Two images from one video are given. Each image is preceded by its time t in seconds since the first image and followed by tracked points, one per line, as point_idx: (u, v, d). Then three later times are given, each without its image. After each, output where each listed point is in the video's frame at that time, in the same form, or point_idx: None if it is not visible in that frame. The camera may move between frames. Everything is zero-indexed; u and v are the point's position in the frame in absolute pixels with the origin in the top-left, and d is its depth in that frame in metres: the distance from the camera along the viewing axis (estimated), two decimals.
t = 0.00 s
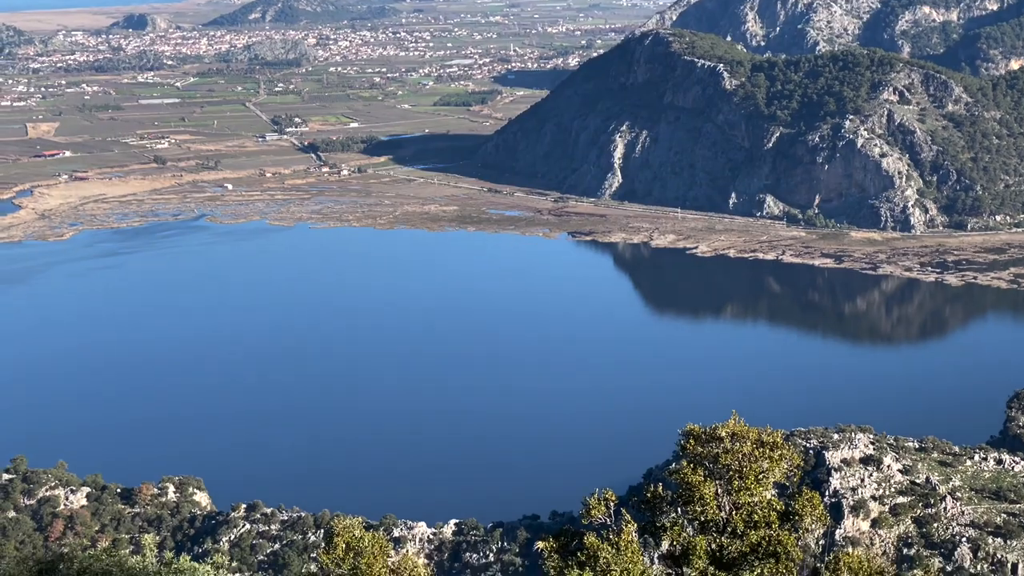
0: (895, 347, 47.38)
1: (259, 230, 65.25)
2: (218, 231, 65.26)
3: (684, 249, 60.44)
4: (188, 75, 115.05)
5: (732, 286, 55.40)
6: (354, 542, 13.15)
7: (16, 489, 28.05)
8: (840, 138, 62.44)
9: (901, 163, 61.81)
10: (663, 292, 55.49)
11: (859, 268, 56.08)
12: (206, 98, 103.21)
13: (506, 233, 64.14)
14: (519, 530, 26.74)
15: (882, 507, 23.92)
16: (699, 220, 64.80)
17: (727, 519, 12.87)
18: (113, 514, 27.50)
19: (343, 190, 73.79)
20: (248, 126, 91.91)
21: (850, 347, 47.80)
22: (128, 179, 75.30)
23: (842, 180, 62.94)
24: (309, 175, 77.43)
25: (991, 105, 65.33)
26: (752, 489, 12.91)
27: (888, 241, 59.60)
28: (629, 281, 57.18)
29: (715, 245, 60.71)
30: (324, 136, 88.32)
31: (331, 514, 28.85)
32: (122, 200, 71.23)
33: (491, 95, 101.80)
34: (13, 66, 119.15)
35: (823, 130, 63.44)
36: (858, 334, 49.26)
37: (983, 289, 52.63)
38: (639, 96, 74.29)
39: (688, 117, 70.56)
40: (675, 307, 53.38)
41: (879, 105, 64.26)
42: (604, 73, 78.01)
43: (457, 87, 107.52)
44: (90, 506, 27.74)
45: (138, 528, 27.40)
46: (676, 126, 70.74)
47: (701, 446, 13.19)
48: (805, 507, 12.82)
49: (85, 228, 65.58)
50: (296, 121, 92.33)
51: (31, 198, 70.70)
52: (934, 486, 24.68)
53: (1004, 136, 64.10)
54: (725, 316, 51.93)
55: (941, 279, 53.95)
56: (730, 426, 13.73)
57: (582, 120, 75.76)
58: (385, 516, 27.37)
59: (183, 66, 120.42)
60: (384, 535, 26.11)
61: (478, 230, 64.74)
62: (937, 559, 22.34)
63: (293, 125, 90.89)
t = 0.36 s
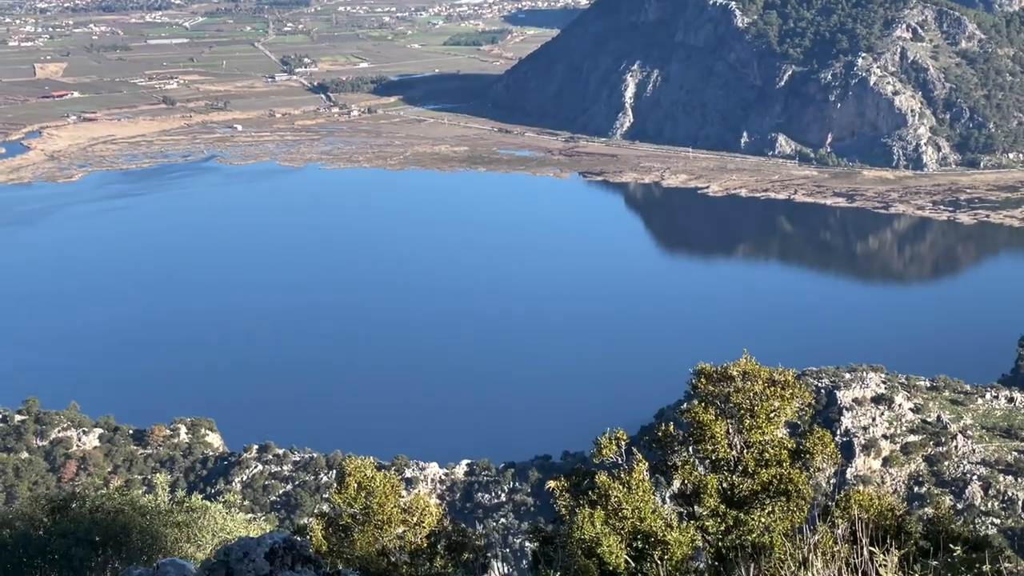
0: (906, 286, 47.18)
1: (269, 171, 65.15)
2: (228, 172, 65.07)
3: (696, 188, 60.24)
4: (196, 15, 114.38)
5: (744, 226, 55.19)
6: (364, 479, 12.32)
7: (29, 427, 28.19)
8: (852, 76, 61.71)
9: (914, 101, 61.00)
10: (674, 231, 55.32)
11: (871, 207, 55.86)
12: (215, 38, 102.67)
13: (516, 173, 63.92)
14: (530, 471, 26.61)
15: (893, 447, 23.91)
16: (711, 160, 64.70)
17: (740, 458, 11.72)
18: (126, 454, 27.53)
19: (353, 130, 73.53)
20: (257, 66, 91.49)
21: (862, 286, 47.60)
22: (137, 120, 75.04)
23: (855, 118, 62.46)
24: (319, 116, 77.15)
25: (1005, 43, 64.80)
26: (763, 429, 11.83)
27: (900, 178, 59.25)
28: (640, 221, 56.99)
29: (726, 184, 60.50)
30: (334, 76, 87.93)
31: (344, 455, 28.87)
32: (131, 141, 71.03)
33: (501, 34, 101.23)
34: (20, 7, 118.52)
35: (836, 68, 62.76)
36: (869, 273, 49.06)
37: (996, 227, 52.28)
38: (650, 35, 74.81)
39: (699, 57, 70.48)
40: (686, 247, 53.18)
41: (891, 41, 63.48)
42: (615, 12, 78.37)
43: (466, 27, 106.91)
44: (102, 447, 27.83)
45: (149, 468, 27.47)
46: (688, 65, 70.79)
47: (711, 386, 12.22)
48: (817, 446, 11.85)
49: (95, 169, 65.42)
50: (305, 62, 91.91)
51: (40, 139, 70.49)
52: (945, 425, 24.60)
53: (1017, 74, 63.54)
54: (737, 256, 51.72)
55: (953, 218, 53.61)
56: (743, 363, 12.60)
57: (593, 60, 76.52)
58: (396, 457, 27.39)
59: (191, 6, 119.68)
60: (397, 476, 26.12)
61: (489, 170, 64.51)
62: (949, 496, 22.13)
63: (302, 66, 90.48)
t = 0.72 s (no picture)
0: (905, 260, 47.40)
1: (268, 147, 65.26)
2: (228, 148, 65.15)
3: (695, 163, 60.37)
4: None
5: (743, 201, 55.35)
6: (366, 454, 12.47)
7: (31, 408, 28.20)
8: (850, 52, 61.74)
9: (912, 76, 60.97)
10: (673, 206, 55.55)
11: (870, 182, 56.00)
12: (214, 14, 102.65)
13: (516, 148, 64.04)
14: (530, 445, 26.83)
15: (892, 421, 24.15)
16: (711, 135, 64.89)
17: (739, 434, 11.62)
18: (127, 431, 27.73)
19: (353, 106, 73.60)
20: (256, 42, 91.56)
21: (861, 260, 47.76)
22: (136, 96, 75.11)
23: (854, 93, 62.55)
24: (319, 92, 77.24)
25: (1003, 18, 64.63)
26: (761, 406, 11.80)
27: (898, 154, 59.40)
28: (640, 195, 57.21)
29: (726, 159, 60.65)
30: (333, 52, 88.04)
31: (344, 430, 29.12)
32: (131, 117, 71.11)
33: (500, 10, 101.28)
34: None
35: (834, 43, 62.73)
36: (867, 247, 49.28)
37: (995, 203, 52.42)
38: (649, 12, 75.08)
39: (698, 32, 70.61)
40: (686, 222, 53.32)
41: (890, 17, 63.41)
42: None
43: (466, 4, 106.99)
44: (103, 426, 27.94)
45: (154, 449, 27.54)
46: (687, 40, 70.89)
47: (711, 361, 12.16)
48: (816, 421, 11.83)
49: (95, 145, 65.52)
50: (304, 37, 91.96)
51: (40, 115, 70.54)
52: (943, 399, 24.82)
53: (1016, 49, 63.51)
54: (736, 231, 51.89)
55: (952, 193, 53.75)
56: (743, 340, 12.62)
57: (593, 36, 76.74)
58: (396, 432, 27.66)
59: None
60: (397, 451, 26.40)
61: (489, 146, 64.61)
62: (946, 472, 22.31)
63: (301, 42, 90.52)
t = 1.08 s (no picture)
0: (901, 263, 47.37)
1: (265, 148, 65.32)
2: (225, 149, 65.13)
3: (692, 166, 60.43)
4: None
5: (739, 203, 55.37)
6: (360, 458, 12.54)
7: (26, 411, 28.22)
8: (847, 56, 61.82)
9: (909, 80, 60.99)
10: (670, 209, 55.50)
11: (866, 185, 56.05)
12: (211, 16, 102.65)
13: (513, 150, 64.06)
14: (527, 447, 26.84)
15: (888, 423, 24.16)
16: (708, 138, 64.96)
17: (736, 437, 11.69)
18: (122, 433, 27.76)
19: (350, 108, 73.62)
20: (253, 44, 91.60)
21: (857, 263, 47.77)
22: (134, 98, 75.12)
23: (850, 96, 62.60)
24: (316, 93, 77.25)
25: (999, 21, 64.60)
26: (758, 408, 11.79)
27: (895, 156, 59.45)
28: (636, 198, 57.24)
29: (723, 161, 60.73)
30: (331, 54, 88.12)
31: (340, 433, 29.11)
32: (128, 119, 71.10)
33: (497, 12, 101.38)
34: None
35: (831, 47, 62.80)
36: (864, 251, 49.26)
37: (991, 206, 52.45)
38: (646, 14, 75.20)
39: (695, 36, 70.74)
40: (683, 224, 53.31)
41: (886, 21, 63.41)
42: None
43: (463, 6, 107.12)
44: (99, 429, 27.96)
45: (149, 450, 27.55)
46: (684, 43, 70.99)
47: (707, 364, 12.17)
48: (812, 424, 11.83)
49: (91, 147, 65.49)
50: (302, 39, 92.03)
51: (36, 117, 70.52)
52: (940, 402, 24.87)
53: (1012, 53, 63.40)
54: (733, 233, 51.90)
55: (948, 196, 53.79)
56: (738, 343, 12.64)
57: (590, 39, 76.86)
58: (392, 433, 27.69)
59: None
60: (393, 453, 26.43)
61: (486, 148, 64.62)
62: (943, 475, 22.32)
63: (299, 43, 90.58)
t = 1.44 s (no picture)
0: (904, 272, 47.30)
1: (268, 155, 65.33)
2: (227, 156, 65.17)
3: (695, 173, 60.42)
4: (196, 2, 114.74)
5: (742, 211, 55.32)
6: (363, 465, 12.53)
7: (29, 416, 28.23)
8: (850, 64, 61.69)
9: (913, 88, 60.95)
10: (673, 217, 55.45)
11: (869, 193, 56.01)
12: (215, 22, 102.73)
13: (516, 157, 64.07)
14: (529, 455, 26.80)
15: (891, 433, 24.10)
16: (711, 145, 64.95)
17: (739, 445, 11.66)
18: (124, 439, 27.79)
19: (353, 114, 73.67)
20: (257, 50, 91.69)
21: (860, 271, 47.72)
22: (137, 104, 75.19)
23: (854, 104, 62.53)
24: (319, 100, 77.31)
25: (1003, 30, 64.54)
26: (761, 417, 11.79)
27: (898, 164, 59.42)
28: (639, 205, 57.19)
29: (726, 169, 60.72)
30: (334, 60, 88.22)
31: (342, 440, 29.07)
32: (131, 125, 71.16)
33: (501, 19, 101.51)
34: None
35: (835, 55, 62.76)
36: (867, 259, 49.19)
37: (994, 214, 52.39)
38: (650, 21, 75.28)
39: (698, 43, 70.80)
40: (686, 232, 53.25)
41: (890, 29, 63.39)
42: None
43: (466, 13, 107.31)
44: (100, 434, 27.98)
45: (150, 455, 27.58)
46: (687, 51, 71.07)
47: (710, 372, 12.13)
48: (815, 432, 11.79)
49: (94, 153, 65.53)
50: (305, 45, 92.14)
51: (40, 122, 70.58)
52: (943, 411, 24.74)
53: (1016, 61, 63.35)
54: (736, 241, 51.84)
55: (952, 205, 53.74)
56: (741, 350, 12.59)
57: (593, 46, 76.94)
58: (394, 441, 27.64)
59: None
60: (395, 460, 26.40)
61: (489, 155, 64.62)
62: (946, 484, 22.26)
63: (302, 50, 90.69)
